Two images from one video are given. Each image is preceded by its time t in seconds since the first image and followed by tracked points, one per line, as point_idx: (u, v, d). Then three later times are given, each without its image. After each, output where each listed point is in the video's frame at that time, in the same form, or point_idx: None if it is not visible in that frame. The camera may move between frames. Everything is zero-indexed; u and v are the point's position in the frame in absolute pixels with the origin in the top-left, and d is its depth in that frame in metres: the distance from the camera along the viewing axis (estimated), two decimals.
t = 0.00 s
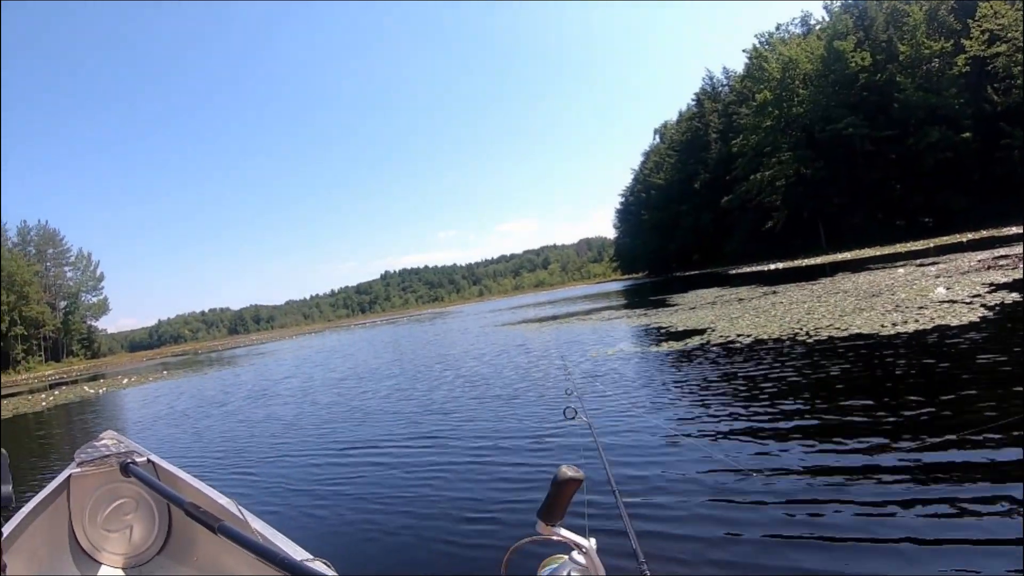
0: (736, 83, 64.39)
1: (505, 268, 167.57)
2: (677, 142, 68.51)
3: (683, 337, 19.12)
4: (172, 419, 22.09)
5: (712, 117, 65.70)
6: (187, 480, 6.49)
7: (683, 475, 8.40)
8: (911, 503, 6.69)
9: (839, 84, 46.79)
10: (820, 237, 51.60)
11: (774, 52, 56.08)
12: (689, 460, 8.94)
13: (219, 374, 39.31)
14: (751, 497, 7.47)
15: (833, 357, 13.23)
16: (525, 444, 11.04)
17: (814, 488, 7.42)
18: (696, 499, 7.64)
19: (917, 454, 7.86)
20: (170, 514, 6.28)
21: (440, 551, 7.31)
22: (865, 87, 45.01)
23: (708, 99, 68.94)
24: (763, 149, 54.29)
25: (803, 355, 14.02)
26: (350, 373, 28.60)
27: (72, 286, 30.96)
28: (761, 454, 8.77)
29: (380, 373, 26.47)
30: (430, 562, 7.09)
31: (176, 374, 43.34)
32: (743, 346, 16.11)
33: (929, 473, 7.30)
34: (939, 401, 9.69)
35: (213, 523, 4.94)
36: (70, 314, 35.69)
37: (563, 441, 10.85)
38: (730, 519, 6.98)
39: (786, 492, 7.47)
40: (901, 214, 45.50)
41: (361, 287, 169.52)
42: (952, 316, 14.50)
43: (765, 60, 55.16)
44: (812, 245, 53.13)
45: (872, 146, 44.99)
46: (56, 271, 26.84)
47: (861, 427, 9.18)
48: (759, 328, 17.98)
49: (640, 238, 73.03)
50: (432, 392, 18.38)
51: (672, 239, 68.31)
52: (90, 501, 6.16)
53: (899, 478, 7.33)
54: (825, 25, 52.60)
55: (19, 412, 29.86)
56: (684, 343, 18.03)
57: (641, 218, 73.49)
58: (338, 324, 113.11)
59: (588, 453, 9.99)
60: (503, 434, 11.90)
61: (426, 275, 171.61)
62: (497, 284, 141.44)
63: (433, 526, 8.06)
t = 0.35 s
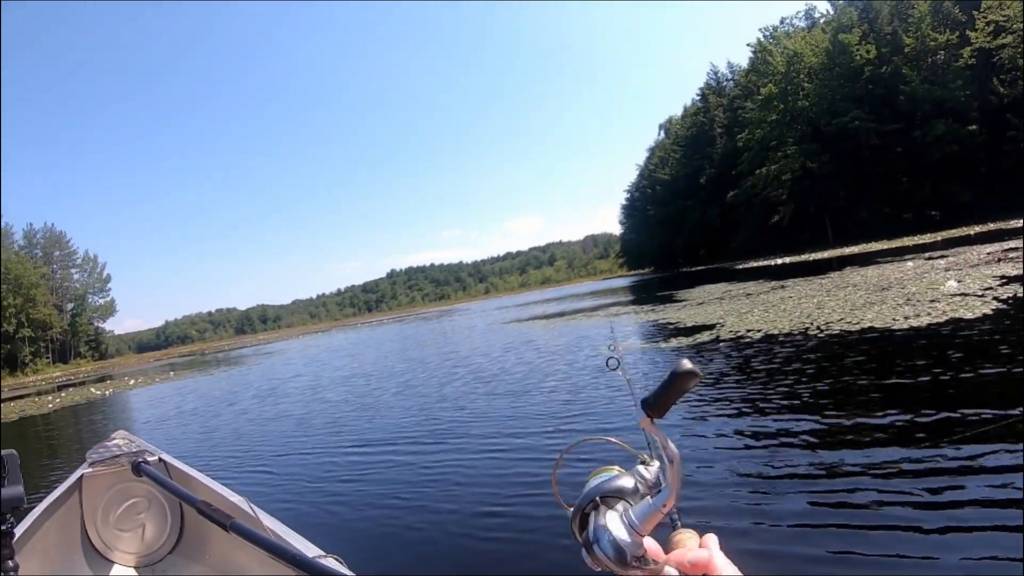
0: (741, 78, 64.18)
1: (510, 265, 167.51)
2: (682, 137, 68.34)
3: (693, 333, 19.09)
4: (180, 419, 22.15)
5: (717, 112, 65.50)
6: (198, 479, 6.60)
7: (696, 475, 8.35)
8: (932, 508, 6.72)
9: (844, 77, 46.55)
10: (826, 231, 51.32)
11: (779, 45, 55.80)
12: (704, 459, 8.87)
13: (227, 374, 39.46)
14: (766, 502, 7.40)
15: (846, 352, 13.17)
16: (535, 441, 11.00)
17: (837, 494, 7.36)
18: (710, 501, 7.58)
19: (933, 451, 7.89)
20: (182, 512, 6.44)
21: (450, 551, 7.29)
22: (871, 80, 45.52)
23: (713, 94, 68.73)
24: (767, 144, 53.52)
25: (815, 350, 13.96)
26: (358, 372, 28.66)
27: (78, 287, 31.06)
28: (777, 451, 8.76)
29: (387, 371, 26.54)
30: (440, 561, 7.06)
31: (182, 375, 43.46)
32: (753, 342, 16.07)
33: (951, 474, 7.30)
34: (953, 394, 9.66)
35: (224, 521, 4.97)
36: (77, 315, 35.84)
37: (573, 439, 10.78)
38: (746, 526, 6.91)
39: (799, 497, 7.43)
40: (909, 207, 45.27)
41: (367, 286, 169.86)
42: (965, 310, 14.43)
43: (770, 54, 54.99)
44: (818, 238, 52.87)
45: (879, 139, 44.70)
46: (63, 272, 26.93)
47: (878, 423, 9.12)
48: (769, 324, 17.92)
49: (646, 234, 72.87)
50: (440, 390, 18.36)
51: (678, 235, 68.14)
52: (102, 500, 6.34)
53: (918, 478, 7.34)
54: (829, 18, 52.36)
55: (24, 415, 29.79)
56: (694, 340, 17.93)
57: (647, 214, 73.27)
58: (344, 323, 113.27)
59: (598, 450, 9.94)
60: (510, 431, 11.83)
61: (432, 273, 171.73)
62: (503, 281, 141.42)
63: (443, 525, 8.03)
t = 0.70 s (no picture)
0: (745, 75, 64.07)
1: (516, 264, 167.44)
2: (687, 134, 68.23)
3: (699, 330, 19.09)
4: (187, 419, 22.21)
5: (721, 108, 65.39)
6: (210, 477, 6.71)
7: (706, 473, 8.35)
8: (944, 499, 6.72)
9: (848, 72, 46.42)
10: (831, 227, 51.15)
11: (783, 42, 55.65)
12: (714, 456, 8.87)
13: (232, 374, 39.57)
14: (778, 498, 7.40)
15: (855, 349, 13.13)
16: (543, 439, 11.02)
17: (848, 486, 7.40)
18: (719, 499, 7.58)
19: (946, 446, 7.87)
20: (194, 512, 6.59)
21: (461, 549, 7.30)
22: (875, 75, 45.30)
23: (717, 91, 68.63)
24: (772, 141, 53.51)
25: (823, 347, 13.93)
26: (364, 371, 28.75)
27: (83, 289, 31.16)
28: (788, 449, 8.73)
29: (393, 369, 26.63)
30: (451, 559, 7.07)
31: (188, 375, 43.56)
32: (761, 339, 16.04)
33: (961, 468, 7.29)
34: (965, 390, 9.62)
35: (235, 517, 4.99)
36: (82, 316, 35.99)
37: (581, 436, 10.80)
38: (757, 523, 6.91)
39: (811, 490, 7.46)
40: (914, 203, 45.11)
41: (372, 285, 170.18)
42: (975, 306, 14.36)
43: (774, 50, 54.85)
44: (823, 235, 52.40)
45: (884, 135, 44.51)
46: (68, 274, 27.03)
47: (890, 420, 9.08)
48: (777, 321, 17.90)
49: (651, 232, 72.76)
50: (446, 388, 18.38)
51: (683, 233, 68.03)
52: (114, 498, 6.40)
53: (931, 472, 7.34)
54: (833, 14, 52.21)
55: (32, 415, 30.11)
56: (701, 337, 17.90)
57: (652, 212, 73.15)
58: (349, 323, 113.55)
59: (607, 448, 9.94)
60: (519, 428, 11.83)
61: (437, 272, 171.89)
62: (508, 280, 141.43)
63: (453, 523, 8.04)
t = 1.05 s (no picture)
0: (750, 72, 63.80)
1: (522, 264, 167.42)
2: (693, 132, 68.10)
3: (708, 329, 19.08)
4: (196, 421, 22.30)
5: (726, 106, 65.23)
6: (222, 478, 6.84)
7: (719, 469, 8.32)
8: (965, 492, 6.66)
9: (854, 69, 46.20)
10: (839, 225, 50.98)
11: (788, 38, 55.46)
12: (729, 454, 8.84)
13: (240, 376, 39.72)
14: (793, 494, 7.36)
15: (868, 346, 13.04)
16: (554, 438, 11.00)
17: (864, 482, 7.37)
18: (732, 493, 7.60)
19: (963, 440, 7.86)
20: (205, 513, 6.67)
21: (473, 547, 7.30)
22: (880, 71, 44.96)
23: (722, 88, 68.39)
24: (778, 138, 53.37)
25: (835, 344, 13.85)
26: (373, 372, 28.87)
27: (91, 293, 31.33)
28: (805, 445, 8.73)
29: (401, 370, 26.73)
30: (462, 557, 7.06)
31: (194, 378, 43.72)
32: (770, 337, 16.00)
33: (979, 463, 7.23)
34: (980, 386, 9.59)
35: (248, 518, 5.05)
36: (91, 321, 36.18)
37: (593, 434, 10.78)
38: (768, 517, 6.92)
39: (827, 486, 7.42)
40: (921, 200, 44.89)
41: (379, 286, 170.51)
42: (988, 303, 14.26)
43: (778, 47, 54.66)
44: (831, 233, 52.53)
45: (891, 131, 44.30)
46: (76, 278, 27.16)
47: (905, 416, 9.06)
48: (786, 319, 17.86)
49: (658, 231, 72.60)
50: (455, 388, 18.38)
51: (689, 231, 67.85)
52: (127, 500, 6.58)
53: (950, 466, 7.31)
54: (838, 10, 51.94)
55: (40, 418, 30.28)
56: (711, 336, 17.83)
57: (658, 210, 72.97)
58: (355, 324, 113.86)
59: (618, 446, 9.92)
60: (528, 427, 11.87)
61: (444, 272, 172.01)
62: (514, 280, 141.40)
63: (464, 521, 8.04)
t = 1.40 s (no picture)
0: (754, 70, 63.69)
1: (527, 263, 167.52)
2: (697, 131, 68.03)
3: (714, 328, 19.07)
4: (201, 420, 22.38)
5: (730, 105, 65.10)
6: (229, 476, 6.89)
7: (728, 465, 8.31)
8: (975, 481, 6.61)
9: (858, 66, 46.03)
10: (844, 223, 50.92)
11: (792, 37, 55.33)
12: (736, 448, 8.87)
13: (244, 376, 39.88)
14: (800, 487, 7.33)
15: (876, 343, 13.00)
16: (561, 437, 10.99)
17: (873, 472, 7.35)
18: (738, 487, 7.59)
19: (969, 432, 7.87)
20: (213, 512, 6.71)
21: (481, 546, 7.29)
22: (885, 69, 44.78)
23: (726, 87, 68.29)
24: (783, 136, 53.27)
25: (843, 342, 13.81)
26: (378, 371, 28.95)
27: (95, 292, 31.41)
28: (812, 437, 8.76)
29: (407, 369, 26.81)
30: (470, 557, 7.04)
31: (199, 377, 43.98)
32: (777, 335, 15.98)
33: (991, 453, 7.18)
34: (993, 378, 9.59)
35: (255, 516, 5.06)
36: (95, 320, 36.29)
37: (599, 433, 10.80)
38: (774, 509, 6.90)
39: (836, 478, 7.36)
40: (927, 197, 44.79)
41: (384, 286, 170.84)
42: (997, 300, 14.20)
43: (783, 45, 54.51)
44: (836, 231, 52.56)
45: (896, 129, 44.16)
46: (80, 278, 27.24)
47: (914, 409, 9.05)
48: (794, 317, 17.83)
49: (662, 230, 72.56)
50: (460, 387, 18.38)
51: (694, 230, 67.78)
52: (134, 498, 6.62)
53: (957, 456, 7.30)
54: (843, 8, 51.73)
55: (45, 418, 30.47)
56: (717, 335, 17.82)
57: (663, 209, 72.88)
58: (359, 323, 114.19)
59: (626, 444, 9.90)
60: (535, 426, 11.90)
61: (448, 272, 172.21)
62: (519, 279, 141.43)
63: (472, 521, 8.02)
